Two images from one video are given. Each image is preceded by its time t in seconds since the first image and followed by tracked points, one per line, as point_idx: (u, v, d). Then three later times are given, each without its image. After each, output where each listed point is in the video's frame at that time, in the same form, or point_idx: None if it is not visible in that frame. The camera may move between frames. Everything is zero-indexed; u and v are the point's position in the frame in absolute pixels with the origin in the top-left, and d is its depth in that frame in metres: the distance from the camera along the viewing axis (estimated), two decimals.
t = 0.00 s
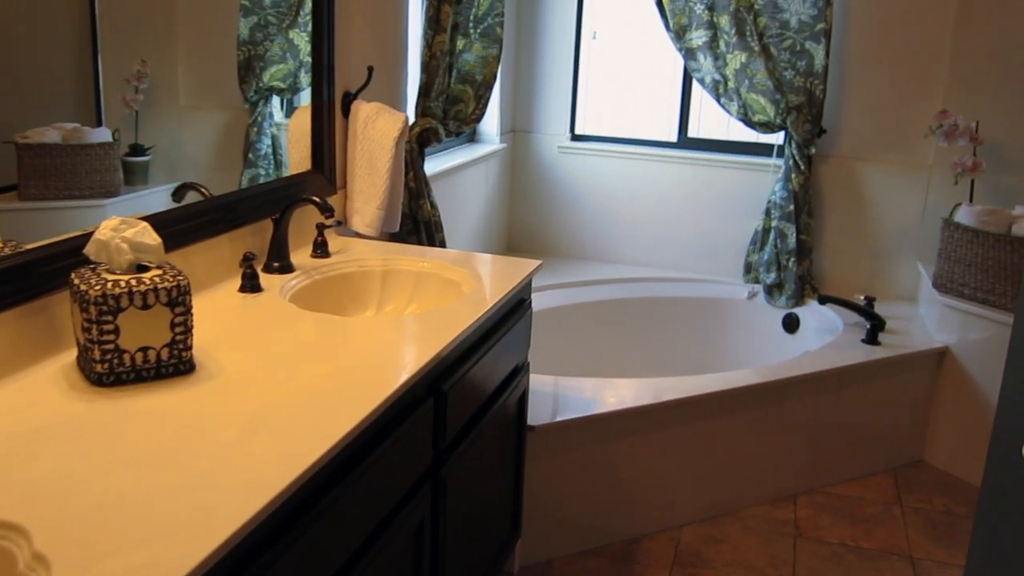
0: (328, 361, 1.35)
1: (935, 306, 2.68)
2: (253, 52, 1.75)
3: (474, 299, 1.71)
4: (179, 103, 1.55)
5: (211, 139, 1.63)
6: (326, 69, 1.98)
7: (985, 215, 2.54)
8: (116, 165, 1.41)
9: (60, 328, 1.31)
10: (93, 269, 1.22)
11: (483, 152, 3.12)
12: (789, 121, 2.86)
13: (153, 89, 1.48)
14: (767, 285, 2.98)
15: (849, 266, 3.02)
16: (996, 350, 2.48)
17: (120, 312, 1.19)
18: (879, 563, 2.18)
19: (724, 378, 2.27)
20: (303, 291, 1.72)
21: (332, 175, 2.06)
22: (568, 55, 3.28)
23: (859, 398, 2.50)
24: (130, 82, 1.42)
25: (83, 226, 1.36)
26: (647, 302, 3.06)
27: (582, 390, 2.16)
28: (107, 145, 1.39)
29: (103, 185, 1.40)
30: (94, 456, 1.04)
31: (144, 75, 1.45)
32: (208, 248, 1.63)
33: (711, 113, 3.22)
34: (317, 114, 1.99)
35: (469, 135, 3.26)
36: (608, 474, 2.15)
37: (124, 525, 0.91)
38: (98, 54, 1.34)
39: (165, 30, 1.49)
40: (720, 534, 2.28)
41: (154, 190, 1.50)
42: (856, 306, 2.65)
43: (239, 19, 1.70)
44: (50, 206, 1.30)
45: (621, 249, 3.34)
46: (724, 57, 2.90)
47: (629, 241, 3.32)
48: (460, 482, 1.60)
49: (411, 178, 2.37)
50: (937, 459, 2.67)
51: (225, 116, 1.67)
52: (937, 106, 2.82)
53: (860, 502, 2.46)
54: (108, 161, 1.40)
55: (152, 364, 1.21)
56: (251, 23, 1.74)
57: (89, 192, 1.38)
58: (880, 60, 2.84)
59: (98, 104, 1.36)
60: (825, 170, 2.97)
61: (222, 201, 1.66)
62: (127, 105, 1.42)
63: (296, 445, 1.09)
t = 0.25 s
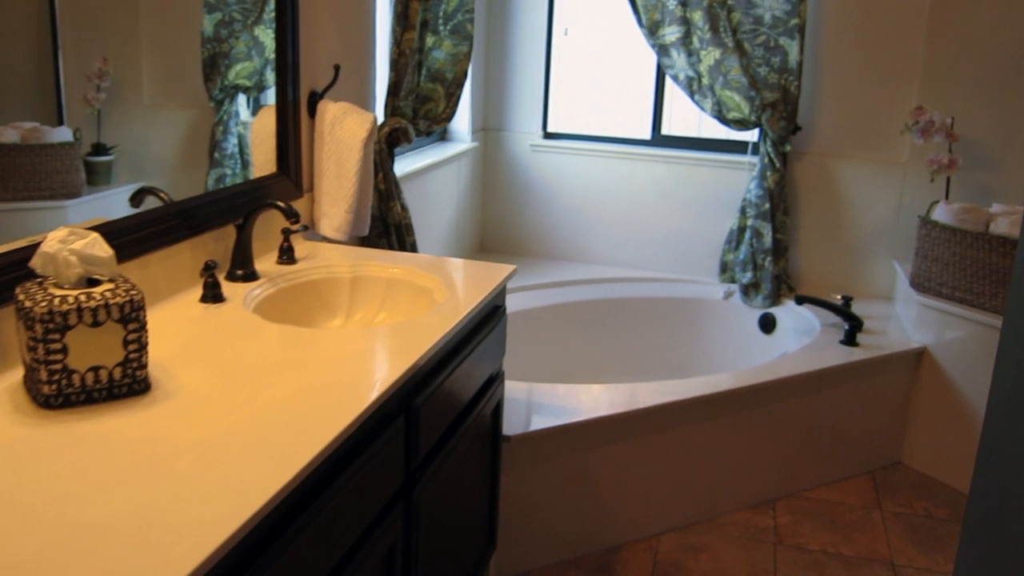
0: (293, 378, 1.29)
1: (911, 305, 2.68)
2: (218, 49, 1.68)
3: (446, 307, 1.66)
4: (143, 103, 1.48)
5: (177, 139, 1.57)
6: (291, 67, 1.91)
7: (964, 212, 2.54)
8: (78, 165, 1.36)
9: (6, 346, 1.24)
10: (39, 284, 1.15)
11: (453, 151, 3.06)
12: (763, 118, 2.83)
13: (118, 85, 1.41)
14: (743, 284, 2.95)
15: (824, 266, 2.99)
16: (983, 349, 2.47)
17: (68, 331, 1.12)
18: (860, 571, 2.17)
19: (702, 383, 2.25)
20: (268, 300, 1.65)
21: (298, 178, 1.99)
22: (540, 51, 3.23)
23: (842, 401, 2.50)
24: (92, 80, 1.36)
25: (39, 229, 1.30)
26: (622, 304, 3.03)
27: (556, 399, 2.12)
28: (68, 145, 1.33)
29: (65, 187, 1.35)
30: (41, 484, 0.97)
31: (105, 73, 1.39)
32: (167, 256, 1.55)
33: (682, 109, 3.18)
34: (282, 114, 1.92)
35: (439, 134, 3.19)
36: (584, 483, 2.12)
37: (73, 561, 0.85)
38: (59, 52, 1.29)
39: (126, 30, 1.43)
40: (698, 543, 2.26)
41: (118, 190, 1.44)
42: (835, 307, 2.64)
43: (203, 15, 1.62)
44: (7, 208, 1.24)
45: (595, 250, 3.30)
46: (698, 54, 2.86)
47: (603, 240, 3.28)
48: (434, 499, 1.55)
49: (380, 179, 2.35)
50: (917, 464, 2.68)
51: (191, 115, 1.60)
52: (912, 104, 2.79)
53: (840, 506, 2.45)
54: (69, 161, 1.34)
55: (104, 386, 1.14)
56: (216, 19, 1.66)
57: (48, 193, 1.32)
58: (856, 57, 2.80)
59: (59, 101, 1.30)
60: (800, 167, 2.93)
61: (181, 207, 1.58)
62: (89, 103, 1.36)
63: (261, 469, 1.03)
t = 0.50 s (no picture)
0: (254, 398, 1.21)
1: (891, 304, 2.63)
2: (182, 46, 1.62)
3: (417, 318, 1.58)
4: (106, 102, 1.42)
5: (141, 139, 1.51)
6: (252, 66, 1.82)
7: (942, 211, 2.47)
8: (36, 166, 1.31)
9: None
10: None
11: (424, 152, 2.99)
12: (740, 116, 2.77)
13: (79, 85, 1.36)
14: (721, 285, 2.90)
15: (801, 266, 2.94)
16: (960, 351, 2.42)
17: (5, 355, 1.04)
18: None
19: (681, 390, 2.20)
20: (229, 313, 1.57)
21: (262, 182, 1.91)
22: (512, 48, 3.16)
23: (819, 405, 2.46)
24: (51, 79, 1.30)
25: None
26: (599, 307, 2.97)
27: (533, 409, 2.06)
28: (26, 146, 1.28)
29: (22, 188, 1.30)
30: None
31: (64, 71, 1.33)
32: (121, 268, 1.47)
33: (656, 107, 3.13)
34: (244, 115, 1.83)
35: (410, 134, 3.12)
36: (563, 494, 2.06)
37: None
38: (16, 51, 1.24)
39: (77, 30, 1.35)
40: (680, 552, 2.21)
41: (79, 192, 1.39)
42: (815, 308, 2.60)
43: (166, 9, 1.56)
44: None
45: (571, 251, 3.24)
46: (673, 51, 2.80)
47: (579, 241, 3.22)
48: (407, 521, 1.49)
49: (349, 182, 2.30)
50: (897, 463, 2.63)
51: (155, 115, 1.54)
52: (889, 101, 2.74)
53: (822, 511, 2.42)
54: (27, 163, 1.29)
55: (46, 413, 1.06)
56: (179, 16, 1.60)
57: (5, 195, 1.27)
58: (833, 53, 2.75)
59: (18, 100, 1.25)
60: (777, 166, 2.88)
61: (136, 214, 1.50)
62: (48, 103, 1.30)
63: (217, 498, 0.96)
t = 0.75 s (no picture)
0: (212, 421, 1.14)
1: (871, 305, 2.55)
2: (144, 46, 1.56)
3: (387, 329, 1.51)
4: (65, 104, 1.37)
5: (102, 143, 1.46)
6: (212, 67, 1.74)
7: (922, 211, 2.40)
8: None
9: None
10: None
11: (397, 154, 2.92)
12: (719, 116, 2.72)
13: (34, 86, 1.31)
14: (701, 286, 2.85)
15: (781, 266, 2.90)
16: (939, 353, 2.36)
17: None
18: None
19: (661, 396, 2.14)
20: (186, 327, 1.50)
21: (225, 187, 1.83)
22: (486, 47, 3.09)
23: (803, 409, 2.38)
24: (6, 80, 1.25)
25: None
26: (576, 311, 2.92)
27: (511, 419, 2.00)
28: None
29: None
30: None
31: (20, 72, 1.28)
32: (73, 282, 1.39)
33: (634, 107, 3.07)
34: (204, 118, 1.75)
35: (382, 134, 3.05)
36: (542, 506, 2.00)
37: None
38: None
39: (13, 30, 1.26)
40: (663, 563, 2.16)
41: (43, 196, 1.34)
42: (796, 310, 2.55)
43: (127, 8, 1.51)
44: None
45: (548, 253, 3.18)
46: (651, 49, 2.75)
47: (556, 243, 3.16)
48: (378, 543, 1.42)
49: (317, 185, 2.22)
50: (880, 465, 2.55)
51: (116, 116, 1.50)
52: (868, 100, 2.69)
53: (804, 515, 2.37)
54: None
55: None
56: (140, 14, 1.54)
57: None
58: (812, 52, 2.70)
59: None
60: (755, 165, 2.83)
61: (90, 224, 1.42)
62: (4, 105, 1.25)
63: (165, 535, 0.89)
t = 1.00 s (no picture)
0: (164, 447, 1.06)
1: (854, 307, 2.48)
2: (107, 45, 1.52)
3: (353, 342, 1.44)
4: (26, 105, 1.35)
5: (64, 144, 1.43)
6: (170, 67, 1.67)
7: (904, 212, 2.33)
8: None
9: None
10: None
11: (369, 156, 2.84)
12: (699, 116, 2.67)
13: None
14: (681, 289, 2.79)
15: (763, 267, 2.84)
16: (925, 356, 2.29)
17: None
18: None
19: (641, 405, 2.08)
20: (141, 343, 1.43)
21: (186, 194, 1.75)
22: (462, 46, 3.02)
23: (785, 413, 2.32)
24: None
25: None
26: (555, 315, 2.85)
27: (489, 430, 1.94)
28: None
29: None
30: None
31: None
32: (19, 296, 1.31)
33: (613, 106, 3.01)
34: (161, 120, 1.68)
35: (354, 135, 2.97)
36: (520, 520, 1.93)
37: None
38: None
39: None
40: None
41: (6, 200, 1.30)
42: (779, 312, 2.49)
43: (89, 6, 1.47)
44: None
45: (526, 257, 3.11)
46: (629, 48, 2.69)
47: (533, 245, 3.09)
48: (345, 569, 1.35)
49: (285, 190, 2.15)
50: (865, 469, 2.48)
51: (79, 118, 1.47)
52: (851, 99, 2.64)
53: (789, 523, 2.29)
54: None
55: None
56: (102, 12, 1.50)
57: None
58: (793, 50, 2.65)
59: None
60: (736, 165, 2.78)
61: (41, 234, 1.34)
62: None
63: None
